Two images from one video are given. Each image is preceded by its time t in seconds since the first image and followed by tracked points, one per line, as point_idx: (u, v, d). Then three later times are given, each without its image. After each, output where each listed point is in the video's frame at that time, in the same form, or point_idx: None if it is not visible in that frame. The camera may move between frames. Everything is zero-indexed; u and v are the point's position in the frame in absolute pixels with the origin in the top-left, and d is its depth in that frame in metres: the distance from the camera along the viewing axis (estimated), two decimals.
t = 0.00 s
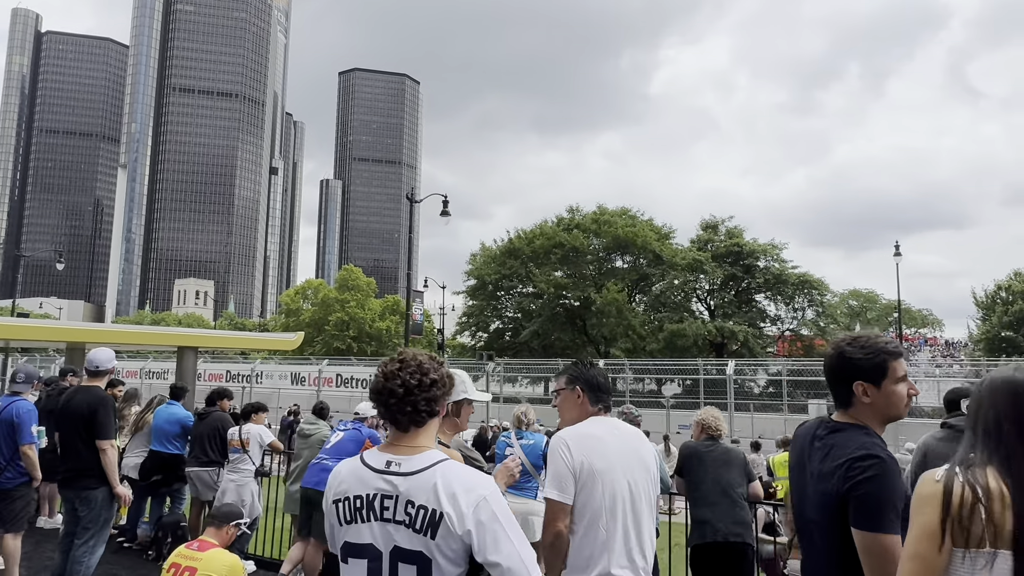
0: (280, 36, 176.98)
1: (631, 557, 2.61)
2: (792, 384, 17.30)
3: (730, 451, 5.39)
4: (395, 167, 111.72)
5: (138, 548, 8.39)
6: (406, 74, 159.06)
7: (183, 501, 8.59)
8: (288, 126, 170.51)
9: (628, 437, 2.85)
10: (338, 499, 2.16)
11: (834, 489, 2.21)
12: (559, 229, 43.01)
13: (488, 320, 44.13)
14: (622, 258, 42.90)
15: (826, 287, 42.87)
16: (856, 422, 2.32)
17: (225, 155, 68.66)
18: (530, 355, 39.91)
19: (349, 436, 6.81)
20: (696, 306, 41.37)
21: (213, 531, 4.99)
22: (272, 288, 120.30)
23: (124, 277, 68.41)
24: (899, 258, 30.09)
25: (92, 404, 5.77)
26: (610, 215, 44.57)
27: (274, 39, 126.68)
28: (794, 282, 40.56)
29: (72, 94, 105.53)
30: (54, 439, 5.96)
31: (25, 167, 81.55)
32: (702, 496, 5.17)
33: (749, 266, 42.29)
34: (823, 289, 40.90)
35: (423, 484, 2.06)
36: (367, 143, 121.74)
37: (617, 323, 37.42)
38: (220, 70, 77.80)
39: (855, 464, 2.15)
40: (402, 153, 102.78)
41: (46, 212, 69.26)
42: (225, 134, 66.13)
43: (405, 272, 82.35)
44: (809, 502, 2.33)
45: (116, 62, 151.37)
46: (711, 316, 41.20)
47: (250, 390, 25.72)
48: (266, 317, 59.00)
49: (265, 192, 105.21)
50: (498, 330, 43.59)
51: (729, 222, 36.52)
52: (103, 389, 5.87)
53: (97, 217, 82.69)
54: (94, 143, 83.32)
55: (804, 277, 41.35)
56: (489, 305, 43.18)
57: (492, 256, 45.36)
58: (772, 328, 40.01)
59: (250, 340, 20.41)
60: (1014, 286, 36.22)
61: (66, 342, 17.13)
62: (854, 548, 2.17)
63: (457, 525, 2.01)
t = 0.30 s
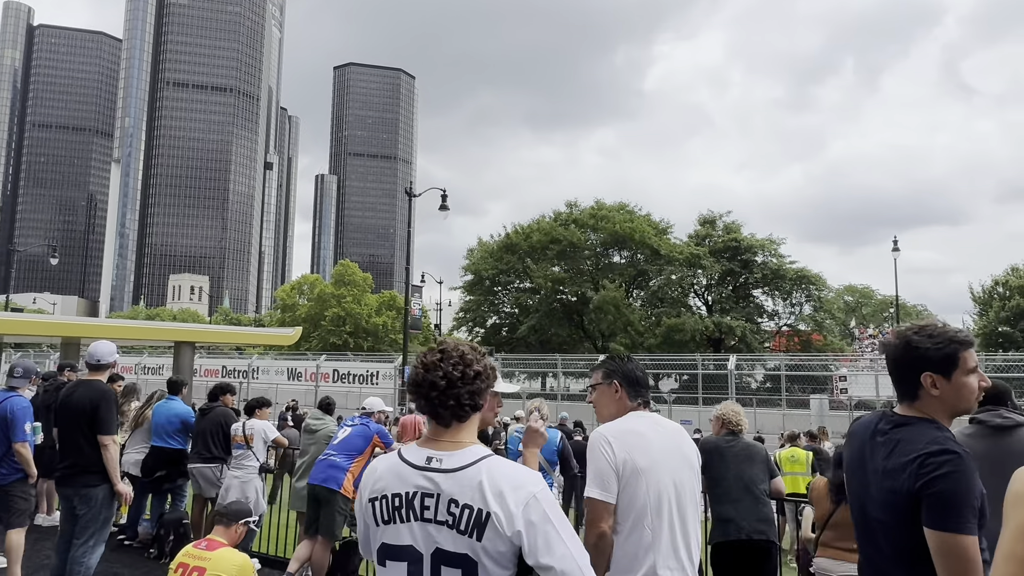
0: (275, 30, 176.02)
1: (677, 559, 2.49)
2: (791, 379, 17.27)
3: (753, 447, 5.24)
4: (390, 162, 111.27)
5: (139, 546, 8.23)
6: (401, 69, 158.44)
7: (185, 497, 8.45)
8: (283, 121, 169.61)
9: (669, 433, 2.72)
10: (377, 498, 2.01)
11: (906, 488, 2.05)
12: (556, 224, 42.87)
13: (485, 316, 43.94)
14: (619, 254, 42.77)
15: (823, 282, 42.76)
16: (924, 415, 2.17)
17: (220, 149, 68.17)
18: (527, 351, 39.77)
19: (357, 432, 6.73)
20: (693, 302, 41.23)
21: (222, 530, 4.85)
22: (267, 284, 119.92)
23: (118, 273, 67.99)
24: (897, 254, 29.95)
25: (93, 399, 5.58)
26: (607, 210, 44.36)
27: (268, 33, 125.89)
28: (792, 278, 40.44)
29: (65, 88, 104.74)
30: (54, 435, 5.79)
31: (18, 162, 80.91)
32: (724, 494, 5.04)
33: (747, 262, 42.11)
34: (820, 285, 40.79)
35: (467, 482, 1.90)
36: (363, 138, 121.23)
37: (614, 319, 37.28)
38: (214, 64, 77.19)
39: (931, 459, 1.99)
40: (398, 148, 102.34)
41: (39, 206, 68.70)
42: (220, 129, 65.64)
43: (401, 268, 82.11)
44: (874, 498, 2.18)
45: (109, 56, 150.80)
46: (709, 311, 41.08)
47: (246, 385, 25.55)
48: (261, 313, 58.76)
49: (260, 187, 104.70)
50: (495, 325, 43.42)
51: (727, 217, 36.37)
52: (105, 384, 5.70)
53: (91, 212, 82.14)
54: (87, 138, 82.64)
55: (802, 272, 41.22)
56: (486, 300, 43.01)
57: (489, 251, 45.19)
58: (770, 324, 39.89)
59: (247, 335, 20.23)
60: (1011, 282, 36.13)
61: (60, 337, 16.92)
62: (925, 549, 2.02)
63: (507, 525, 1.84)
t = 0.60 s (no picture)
0: (270, 24, 175.03)
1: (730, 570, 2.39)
2: (788, 375, 17.27)
3: (774, 445, 5.11)
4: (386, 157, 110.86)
5: (139, 546, 8.07)
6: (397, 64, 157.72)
7: (184, 495, 8.27)
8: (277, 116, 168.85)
9: (716, 437, 2.62)
10: (419, 506, 1.86)
11: (988, 496, 1.92)
12: (552, 220, 42.59)
13: (482, 311, 43.80)
14: (616, 249, 42.69)
15: (820, 277, 42.66)
16: (1002, 416, 2.04)
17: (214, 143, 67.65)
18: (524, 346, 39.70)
19: (365, 429, 6.60)
20: (690, 297, 41.02)
21: (231, 532, 4.68)
22: (262, 279, 119.48)
23: (111, 267, 67.50)
24: (896, 249, 29.84)
25: (95, 396, 5.40)
26: (605, 205, 44.17)
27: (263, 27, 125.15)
28: (790, 273, 40.32)
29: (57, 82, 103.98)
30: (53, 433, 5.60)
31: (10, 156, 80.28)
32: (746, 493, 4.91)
33: (744, 257, 41.93)
34: (817, 280, 40.69)
35: (520, 490, 1.77)
36: (358, 133, 120.75)
37: (612, 315, 37.17)
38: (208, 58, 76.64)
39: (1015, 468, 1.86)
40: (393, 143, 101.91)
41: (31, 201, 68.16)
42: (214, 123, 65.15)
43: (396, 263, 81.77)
44: (943, 503, 2.06)
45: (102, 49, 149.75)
46: (706, 307, 40.98)
47: (242, 381, 25.40)
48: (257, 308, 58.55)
49: (255, 182, 104.14)
50: (491, 321, 43.37)
51: (725, 211, 36.21)
52: (106, 380, 5.52)
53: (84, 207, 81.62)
54: (80, 132, 82.01)
55: (799, 268, 41.11)
56: (483, 296, 42.78)
57: (486, 247, 45.06)
58: (767, 319, 39.79)
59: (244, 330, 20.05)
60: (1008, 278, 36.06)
61: (54, 333, 16.70)
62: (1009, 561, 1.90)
63: (565, 535, 1.71)
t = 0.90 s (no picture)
0: (265, 20, 174.24)
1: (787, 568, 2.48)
2: (787, 370, 17.26)
3: (800, 441, 5.03)
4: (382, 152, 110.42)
5: (144, 544, 7.94)
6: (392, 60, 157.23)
7: (189, 491, 8.15)
8: (273, 111, 167.99)
9: (772, 435, 2.70)
10: (481, 505, 1.75)
11: None
12: (550, 216, 42.32)
13: (479, 307, 43.64)
14: (614, 245, 42.53)
15: (818, 274, 42.53)
16: None
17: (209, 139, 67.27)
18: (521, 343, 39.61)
19: (376, 426, 6.50)
20: (688, 294, 40.92)
21: (245, 531, 4.57)
22: (258, 276, 119.06)
23: (106, 263, 67.14)
24: (894, 245, 29.73)
25: (103, 392, 5.26)
26: (603, 201, 43.97)
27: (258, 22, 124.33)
28: (788, 269, 40.17)
29: (51, 76, 103.27)
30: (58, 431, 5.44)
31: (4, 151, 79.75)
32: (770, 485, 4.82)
33: (742, 253, 41.73)
34: (816, 276, 40.55)
35: (591, 488, 1.66)
36: (354, 129, 120.23)
37: (609, 311, 37.00)
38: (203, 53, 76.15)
39: None
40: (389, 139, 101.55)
41: (25, 196, 67.73)
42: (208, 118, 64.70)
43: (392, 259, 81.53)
44: (1022, 505, 1.97)
45: (96, 45, 148.85)
46: (704, 303, 40.86)
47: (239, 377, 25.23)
48: (252, 305, 58.24)
49: (250, 178, 103.67)
50: (489, 317, 43.26)
51: (723, 206, 36.03)
52: (114, 375, 5.39)
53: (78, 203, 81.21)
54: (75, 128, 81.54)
55: (797, 264, 40.96)
56: (480, 292, 42.67)
57: (482, 243, 44.91)
58: (765, 315, 39.65)
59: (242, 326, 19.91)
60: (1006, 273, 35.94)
61: (51, 328, 16.54)
62: None
63: (640, 538, 1.61)
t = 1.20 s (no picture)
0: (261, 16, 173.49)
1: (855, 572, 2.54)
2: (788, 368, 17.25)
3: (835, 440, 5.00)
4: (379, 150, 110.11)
5: (157, 544, 7.87)
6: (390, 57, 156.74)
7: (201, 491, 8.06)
8: (269, 108, 167.24)
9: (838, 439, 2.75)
10: (571, 516, 1.65)
11: None
12: (550, 214, 42.11)
13: (478, 305, 43.43)
14: (614, 242, 42.33)
15: (818, 271, 42.44)
16: None
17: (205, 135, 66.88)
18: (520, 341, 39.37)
19: (394, 425, 6.40)
20: (688, 291, 40.82)
21: (271, 533, 4.46)
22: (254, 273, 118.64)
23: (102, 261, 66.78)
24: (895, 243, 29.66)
25: (120, 392, 5.13)
26: (602, 198, 43.75)
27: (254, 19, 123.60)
28: (788, 267, 40.05)
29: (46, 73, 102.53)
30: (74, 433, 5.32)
31: None
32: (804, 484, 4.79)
33: (743, 251, 41.59)
34: (816, 273, 40.48)
35: (689, 499, 1.58)
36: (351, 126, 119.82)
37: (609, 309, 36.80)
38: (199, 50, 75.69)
39: None
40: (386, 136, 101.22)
41: (20, 193, 67.30)
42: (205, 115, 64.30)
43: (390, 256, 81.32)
44: None
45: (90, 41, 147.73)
46: (704, 301, 40.74)
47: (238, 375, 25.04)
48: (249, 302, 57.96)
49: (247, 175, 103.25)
50: (488, 314, 43.08)
51: (724, 204, 35.86)
52: (132, 375, 5.25)
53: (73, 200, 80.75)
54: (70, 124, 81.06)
55: (798, 261, 40.87)
56: (479, 289, 42.46)
57: (482, 240, 44.70)
58: (765, 313, 39.56)
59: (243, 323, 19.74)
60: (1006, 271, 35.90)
61: (50, 326, 16.36)
62: None
63: (747, 552, 1.53)
